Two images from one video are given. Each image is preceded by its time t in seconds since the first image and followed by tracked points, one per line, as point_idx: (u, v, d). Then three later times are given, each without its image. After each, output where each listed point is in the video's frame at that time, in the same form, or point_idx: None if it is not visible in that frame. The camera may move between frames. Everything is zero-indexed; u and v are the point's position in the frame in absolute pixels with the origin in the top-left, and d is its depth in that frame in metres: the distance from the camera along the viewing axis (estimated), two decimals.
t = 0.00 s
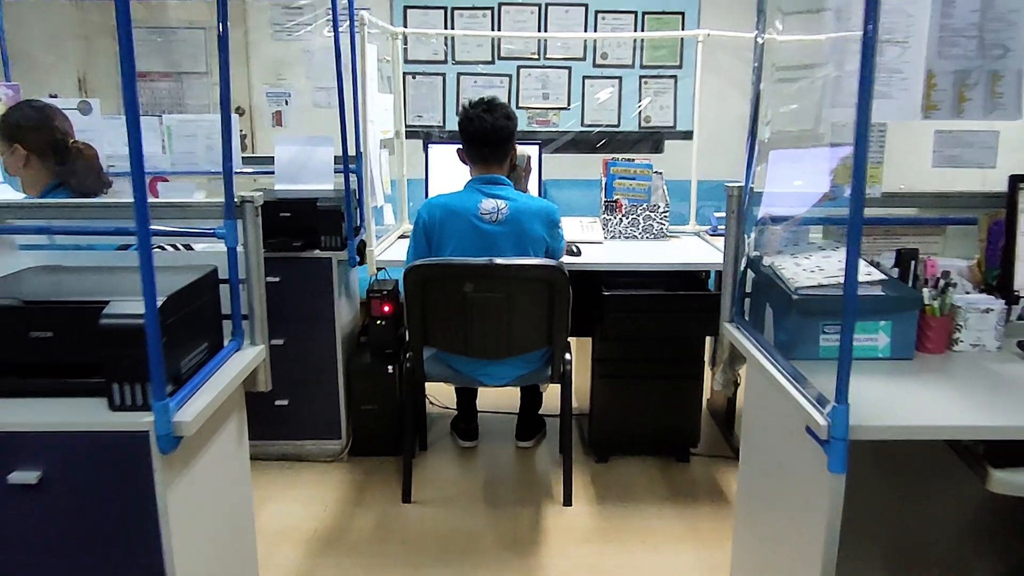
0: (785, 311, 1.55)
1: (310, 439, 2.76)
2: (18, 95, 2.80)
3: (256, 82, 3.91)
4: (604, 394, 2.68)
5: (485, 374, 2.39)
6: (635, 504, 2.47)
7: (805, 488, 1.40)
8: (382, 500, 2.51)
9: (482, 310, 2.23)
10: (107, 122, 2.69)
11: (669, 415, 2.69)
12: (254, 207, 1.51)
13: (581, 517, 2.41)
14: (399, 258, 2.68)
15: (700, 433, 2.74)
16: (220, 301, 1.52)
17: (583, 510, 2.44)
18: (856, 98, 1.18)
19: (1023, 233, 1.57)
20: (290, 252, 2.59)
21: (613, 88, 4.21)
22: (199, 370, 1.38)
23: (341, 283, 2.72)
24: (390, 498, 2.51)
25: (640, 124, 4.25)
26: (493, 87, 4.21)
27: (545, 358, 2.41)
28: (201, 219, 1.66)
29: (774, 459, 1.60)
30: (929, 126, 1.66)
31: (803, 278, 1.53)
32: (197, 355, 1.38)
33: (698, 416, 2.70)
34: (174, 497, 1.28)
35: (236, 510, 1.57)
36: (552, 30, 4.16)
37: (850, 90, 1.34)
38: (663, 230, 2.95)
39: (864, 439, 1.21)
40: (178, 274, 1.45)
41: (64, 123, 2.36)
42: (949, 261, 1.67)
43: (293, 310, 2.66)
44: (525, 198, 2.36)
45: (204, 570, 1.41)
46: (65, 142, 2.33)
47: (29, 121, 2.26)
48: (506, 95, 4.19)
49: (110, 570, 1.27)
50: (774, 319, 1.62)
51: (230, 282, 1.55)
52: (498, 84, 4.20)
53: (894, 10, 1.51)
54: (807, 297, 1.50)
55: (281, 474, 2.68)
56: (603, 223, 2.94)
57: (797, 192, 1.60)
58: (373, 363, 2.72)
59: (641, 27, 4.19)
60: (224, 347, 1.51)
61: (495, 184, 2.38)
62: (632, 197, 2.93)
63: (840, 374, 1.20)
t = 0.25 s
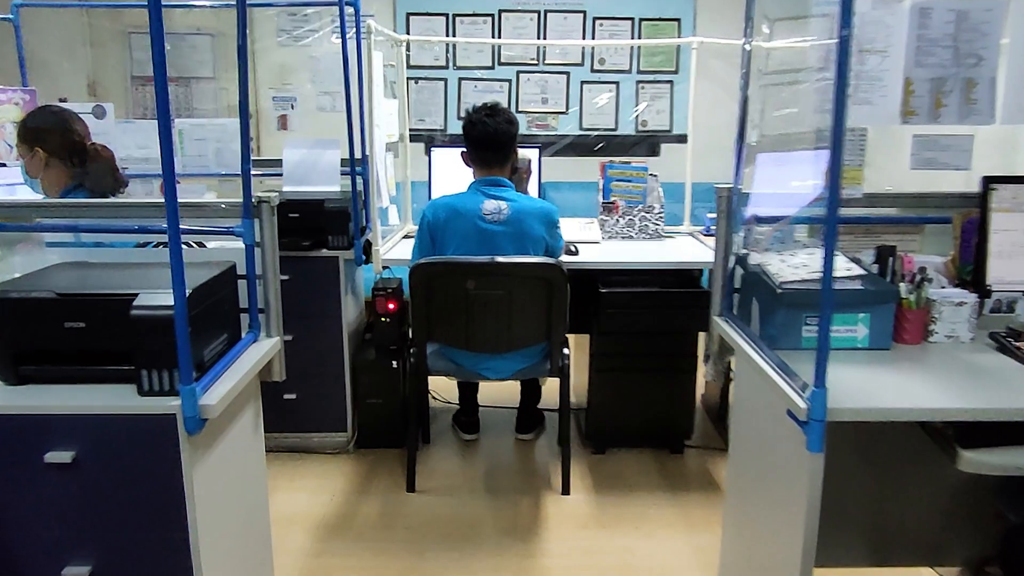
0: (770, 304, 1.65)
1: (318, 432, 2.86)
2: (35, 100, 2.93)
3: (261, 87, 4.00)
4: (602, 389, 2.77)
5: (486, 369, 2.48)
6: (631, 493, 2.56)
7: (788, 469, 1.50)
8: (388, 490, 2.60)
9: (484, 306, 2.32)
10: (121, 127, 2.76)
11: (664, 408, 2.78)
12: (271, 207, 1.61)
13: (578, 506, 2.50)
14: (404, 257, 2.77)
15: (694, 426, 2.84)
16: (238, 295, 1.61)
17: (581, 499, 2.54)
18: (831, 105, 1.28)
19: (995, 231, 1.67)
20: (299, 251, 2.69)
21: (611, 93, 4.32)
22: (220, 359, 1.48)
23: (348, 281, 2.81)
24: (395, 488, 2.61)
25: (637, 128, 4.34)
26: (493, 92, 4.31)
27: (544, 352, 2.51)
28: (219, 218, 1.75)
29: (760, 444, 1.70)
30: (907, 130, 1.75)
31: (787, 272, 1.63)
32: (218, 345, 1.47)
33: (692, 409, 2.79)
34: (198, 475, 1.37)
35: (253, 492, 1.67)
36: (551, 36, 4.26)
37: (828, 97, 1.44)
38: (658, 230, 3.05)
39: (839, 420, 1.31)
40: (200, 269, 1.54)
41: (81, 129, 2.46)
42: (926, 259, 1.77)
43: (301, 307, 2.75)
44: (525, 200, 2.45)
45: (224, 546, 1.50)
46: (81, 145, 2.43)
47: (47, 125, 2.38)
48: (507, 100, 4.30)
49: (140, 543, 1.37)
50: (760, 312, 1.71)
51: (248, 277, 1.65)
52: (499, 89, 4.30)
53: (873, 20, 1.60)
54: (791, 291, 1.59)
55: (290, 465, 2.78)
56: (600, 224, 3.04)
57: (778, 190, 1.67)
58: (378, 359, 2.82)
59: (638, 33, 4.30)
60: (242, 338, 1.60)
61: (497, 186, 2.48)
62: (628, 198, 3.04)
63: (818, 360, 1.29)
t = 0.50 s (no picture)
0: (757, 298, 1.75)
1: (324, 426, 2.95)
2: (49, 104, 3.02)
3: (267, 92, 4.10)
4: (599, 385, 2.86)
5: (487, 364, 2.57)
6: (627, 485, 2.66)
7: (773, 453, 1.59)
8: (393, 482, 2.69)
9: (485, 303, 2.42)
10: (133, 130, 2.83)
11: (659, 404, 2.87)
12: (286, 206, 1.71)
13: (577, 496, 2.59)
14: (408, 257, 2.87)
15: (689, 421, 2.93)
16: (255, 289, 1.71)
17: (579, 490, 2.63)
18: (809, 109, 1.38)
19: (970, 229, 1.76)
20: (306, 251, 2.79)
21: (609, 97, 4.41)
22: (239, 348, 1.57)
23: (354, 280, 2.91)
24: (399, 480, 2.70)
25: (634, 132, 4.44)
26: (493, 97, 4.41)
27: (543, 348, 2.60)
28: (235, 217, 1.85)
29: (747, 431, 1.79)
30: (888, 134, 1.84)
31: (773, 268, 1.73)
32: (237, 335, 1.57)
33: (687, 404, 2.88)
34: (219, 456, 1.46)
35: (268, 476, 1.76)
36: (550, 42, 4.36)
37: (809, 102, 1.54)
38: (654, 231, 3.14)
39: (818, 404, 1.41)
40: (219, 264, 1.64)
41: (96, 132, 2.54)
42: (906, 255, 1.89)
43: (307, 305, 2.85)
44: (525, 201, 2.55)
45: (242, 525, 1.59)
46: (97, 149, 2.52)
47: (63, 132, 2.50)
48: (507, 105, 4.40)
49: (165, 520, 1.46)
50: (748, 305, 1.81)
51: (263, 273, 1.74)
52: (498, 94, 4.41)
53: (851, 31, 1.73)
54: (776, 285, 1.69)
55: (297, 458, 2.87)
56: (598, 225, 3.13)
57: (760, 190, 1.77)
58: (383, 356, 2.91)
59: (636, 40, 4.39)
60: (258, 330, 1.70)
61: (498, 188, 2.58)
62: (626, 200, 3.14)
63: (798, 347, 1.39)
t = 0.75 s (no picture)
0: (746, 294, 1.83)
1: (329, 422, 3.03)
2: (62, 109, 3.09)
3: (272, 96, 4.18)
4: (597, 381, 2.95)
5: (489, 360, 2.66)
6: (624, 478, 2.74)
7: (761, 440, 1.67)
8: (397, 475, 2.77)
9: (487, 301, 2.50)
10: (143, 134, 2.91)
11: (656, 400, 2.96)
12: (298, 207, 1.79)
13: (575, 489, 2.67)
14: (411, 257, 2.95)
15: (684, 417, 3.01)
16: (268, 285, 1.79)
17: (578, 482, 2.71)
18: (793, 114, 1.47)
19: (950, 228, 1.85)
20: (313, 250, 2.86)
21: (608, 101, 4.50)
22: (254, 341, 1.66)
23: (359, 279, 2.99)
24: (403, 473, 2.78)
25: (632, 136, 4.53)
26: (494, 101, 4.49)
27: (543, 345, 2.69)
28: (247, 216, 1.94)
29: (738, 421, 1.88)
30: (873, 138, 1.93)
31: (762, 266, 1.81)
32: (253, 328, 1.65)
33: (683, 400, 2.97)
34: (236, 443, 1.54)
35: (280, 464, 1.84)
36: (550, 48, 4.45)
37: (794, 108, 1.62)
38: (651, 232, 3.23)
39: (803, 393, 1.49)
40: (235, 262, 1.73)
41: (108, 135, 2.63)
42: (890, 253, 1.97)
43: (314, 304, 2.93)
44: (525, 202, 2.64)
45: (257, 509, 1.68)
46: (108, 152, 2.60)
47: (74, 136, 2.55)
48: (507, 108, 4.48)
49: (185, 504, 1.54)
50: (738, 301, 1.89)
51: (275, 270, 1.83)
52: (499, 98, 4.49)
53: (837, 39, 1.81)
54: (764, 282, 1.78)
55: (304, 453, 2.95)
56: (596, 226, 3.22)
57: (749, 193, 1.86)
58: (387, 353, 3.00)
59: (633, 46, 4.49)
60: (271, 324, 1.79)
61: (499, 189, 2.66)
62: (623, 202, 3.22)
63: (783, 339, 1.47)
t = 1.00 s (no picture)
0: (739, 292, 1.90)
1: (334, 418, 3.10)
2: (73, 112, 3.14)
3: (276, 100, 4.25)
4: (596, 378, 3.01)
5: (490, 357, 2.72)
6: (622, 472, 2.80)
7: (752, 432, 1.74)
8: (400, 470, 2.83)
9: (488, 299, 2.57)
10: (152, 137, 2.98)
11: (653, 397, 3.02)
12: (306, 207, 1.86)
13: (574, 483, 2.74)
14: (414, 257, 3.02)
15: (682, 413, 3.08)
16: (277, 283, 1.86)
17: (577, 477, 2.78)
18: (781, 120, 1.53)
19: (935, 228, 1.92)
20: (319, 251, 2.93)
21: (607, 105, 4.57)
22: (264, 336, 1.72)
23: (363, 279, 3.06)
24: (407, 468, 2.84)
25: (632, 139, 4.60)
26: (495, 104, 4.56)
27: (543, 343, 2.75)
28: (257, 216, 2.01)
29: (729, 415, 1.94)
30: (861, 141, 1.99)
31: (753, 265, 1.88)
32: (263, 324, 1.72)
33: (679, 396, 3.03)
34: (248, 433, 1.61)
35: (289, 454, 1.91)
36: (550, 52, 4.52)
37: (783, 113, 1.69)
38: (648, 232, 3.30)
39: (791, 385, 1.55)
40: (246, 260, 1.80)
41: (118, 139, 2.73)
42: (878, 252, 2.05)
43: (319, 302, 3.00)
44: (526, 203, 2.71)
45: (267, 498, 1.74)
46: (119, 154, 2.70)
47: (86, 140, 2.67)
48: (508, 112, 4.55)
49: (199, 492, 1.61)
50: (731, 298, 1.96)
51: (284, 268, 1.89)
52: (500, 101, 4.56)
53: (828, 45, 1.87)
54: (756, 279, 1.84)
55: (309, 448, 3.02)
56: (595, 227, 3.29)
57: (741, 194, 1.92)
58: (390, 351, 3.06)
59: (632, 50, 4.56)
60: (281, 320, 1.85)
61: (501, 191, 2.73)
62: (621, 203, 3.28)
63: (772, 333, 1.54)
